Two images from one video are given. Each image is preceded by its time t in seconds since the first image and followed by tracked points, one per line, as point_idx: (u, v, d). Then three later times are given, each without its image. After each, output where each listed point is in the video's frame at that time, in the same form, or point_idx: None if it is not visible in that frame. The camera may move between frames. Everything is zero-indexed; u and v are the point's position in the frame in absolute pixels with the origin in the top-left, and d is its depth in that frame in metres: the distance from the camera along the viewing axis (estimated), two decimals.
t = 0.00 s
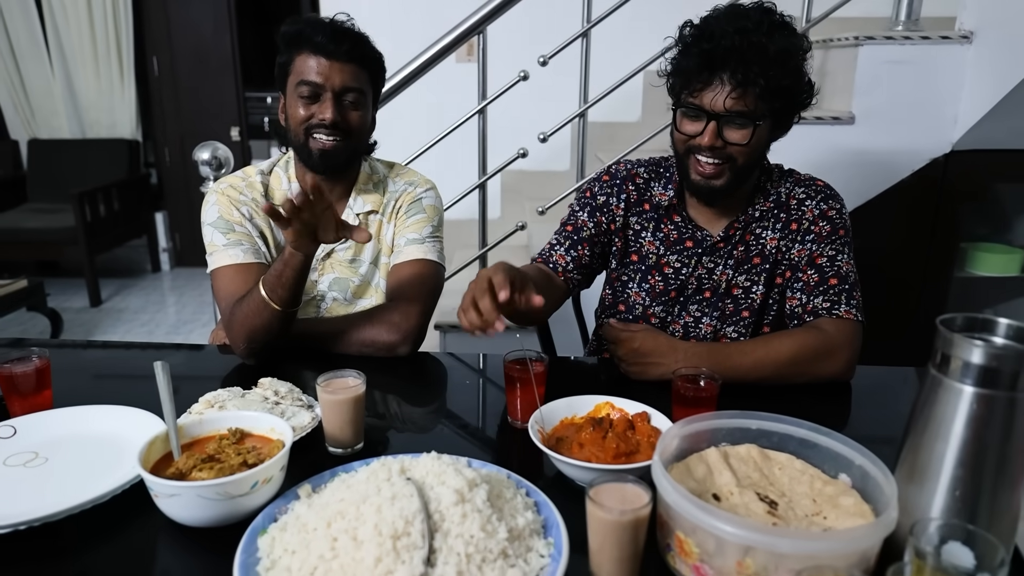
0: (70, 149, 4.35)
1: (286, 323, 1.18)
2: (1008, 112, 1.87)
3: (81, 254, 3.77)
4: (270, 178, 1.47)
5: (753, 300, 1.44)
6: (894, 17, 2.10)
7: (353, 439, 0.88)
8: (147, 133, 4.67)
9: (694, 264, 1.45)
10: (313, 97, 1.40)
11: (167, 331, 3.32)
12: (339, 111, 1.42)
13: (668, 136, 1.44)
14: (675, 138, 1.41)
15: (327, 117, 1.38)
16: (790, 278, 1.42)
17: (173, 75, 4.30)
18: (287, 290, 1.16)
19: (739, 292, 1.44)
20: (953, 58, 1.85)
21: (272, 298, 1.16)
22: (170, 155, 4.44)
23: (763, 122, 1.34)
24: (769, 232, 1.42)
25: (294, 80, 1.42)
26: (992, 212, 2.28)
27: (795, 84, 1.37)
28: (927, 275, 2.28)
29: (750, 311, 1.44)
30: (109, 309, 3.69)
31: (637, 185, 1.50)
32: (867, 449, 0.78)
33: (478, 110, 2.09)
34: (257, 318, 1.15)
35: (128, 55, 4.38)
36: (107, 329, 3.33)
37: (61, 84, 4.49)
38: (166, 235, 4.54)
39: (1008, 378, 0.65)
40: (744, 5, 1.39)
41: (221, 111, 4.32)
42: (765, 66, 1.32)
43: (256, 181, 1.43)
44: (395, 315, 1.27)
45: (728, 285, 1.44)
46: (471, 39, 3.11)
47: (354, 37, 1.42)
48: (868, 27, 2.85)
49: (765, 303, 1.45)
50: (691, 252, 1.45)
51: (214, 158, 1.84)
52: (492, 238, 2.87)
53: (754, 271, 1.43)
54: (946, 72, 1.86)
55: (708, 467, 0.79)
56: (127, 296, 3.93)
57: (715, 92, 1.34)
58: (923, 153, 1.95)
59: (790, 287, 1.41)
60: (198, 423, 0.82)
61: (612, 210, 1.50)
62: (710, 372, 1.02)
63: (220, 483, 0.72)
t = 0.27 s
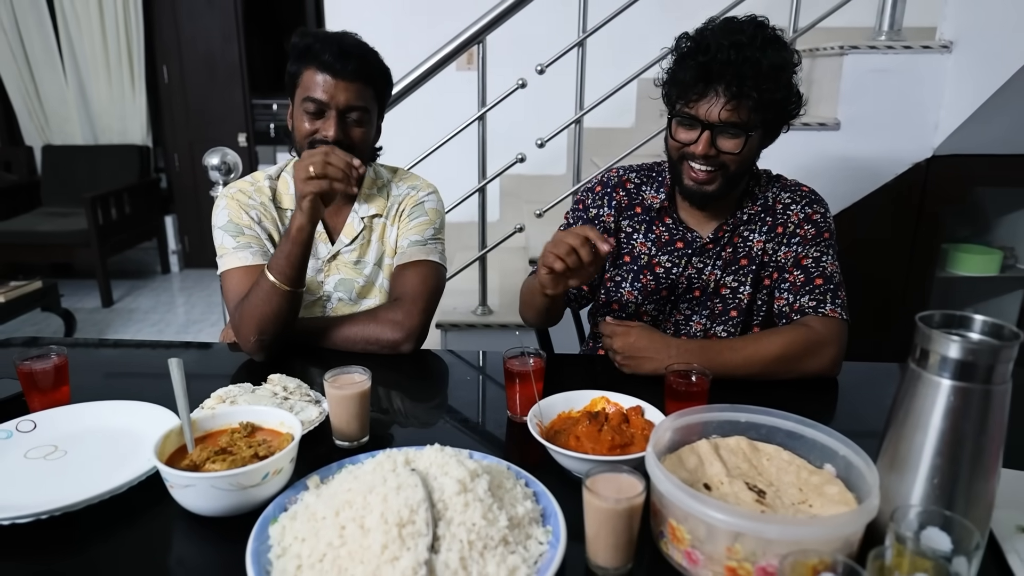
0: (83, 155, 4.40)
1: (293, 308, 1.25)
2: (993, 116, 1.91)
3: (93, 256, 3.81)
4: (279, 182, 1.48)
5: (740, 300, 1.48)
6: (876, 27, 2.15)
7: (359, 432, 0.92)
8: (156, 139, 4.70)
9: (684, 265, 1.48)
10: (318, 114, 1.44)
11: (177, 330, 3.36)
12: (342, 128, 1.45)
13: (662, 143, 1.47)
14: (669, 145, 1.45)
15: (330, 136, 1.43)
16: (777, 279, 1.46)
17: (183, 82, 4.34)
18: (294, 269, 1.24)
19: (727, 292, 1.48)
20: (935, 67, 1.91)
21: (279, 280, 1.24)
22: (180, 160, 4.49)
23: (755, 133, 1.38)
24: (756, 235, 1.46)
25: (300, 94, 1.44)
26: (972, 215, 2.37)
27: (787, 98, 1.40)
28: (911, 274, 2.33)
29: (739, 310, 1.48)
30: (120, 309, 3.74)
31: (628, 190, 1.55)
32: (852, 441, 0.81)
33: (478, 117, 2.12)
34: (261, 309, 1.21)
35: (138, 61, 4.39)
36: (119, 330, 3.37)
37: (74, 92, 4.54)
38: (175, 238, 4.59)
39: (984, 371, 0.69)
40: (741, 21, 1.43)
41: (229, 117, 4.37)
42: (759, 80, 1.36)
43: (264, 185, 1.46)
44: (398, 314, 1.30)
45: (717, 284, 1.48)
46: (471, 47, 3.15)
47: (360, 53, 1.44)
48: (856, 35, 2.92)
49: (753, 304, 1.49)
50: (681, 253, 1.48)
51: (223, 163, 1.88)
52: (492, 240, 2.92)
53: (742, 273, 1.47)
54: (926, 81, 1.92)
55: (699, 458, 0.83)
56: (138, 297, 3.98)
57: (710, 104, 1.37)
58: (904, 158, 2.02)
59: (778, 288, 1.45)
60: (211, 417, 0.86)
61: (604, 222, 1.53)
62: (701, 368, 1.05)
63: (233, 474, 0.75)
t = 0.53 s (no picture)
0: (102, 164, 4.48)
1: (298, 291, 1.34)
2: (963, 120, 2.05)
3: (110, 260, 3.88)
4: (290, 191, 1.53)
5: (721, 301, 1.54)
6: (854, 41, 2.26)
7: (366, 425, 0.98)
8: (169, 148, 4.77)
9: (666, 265, 1.56)
10: (326, 132, 1.45)
11: (190, 330, 3.42)
12: (348, 147, 1.47)
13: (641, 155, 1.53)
14: (647, 157, 1.50)
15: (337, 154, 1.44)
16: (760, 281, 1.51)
17: (195, 95, 4.42)
18: (293, 253, 1.35)
19: (708, 294, 1.54)
20: (909, 81, 2.08)
21: (282, 266, 1.34)
22: (191, 167, 4.58)
23: (726, 144, 1.44)
24: (733, 240, 1.52)
25: (309, 113, 1.46)
26: (941, 217, 2.55)
27: (755, 111, 1.46)
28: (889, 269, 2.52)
29: (720, 310, 1.55)
30: (137, 310, 3.83)
31: (611, 199, 1.62)
32: (832, 433, 0.90)
33: (477, 126, 2.17)
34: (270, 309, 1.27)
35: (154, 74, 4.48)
36: (136, 331, 3.44)
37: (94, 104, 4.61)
38: (188, 241, 4.70)
39: (955, 365, 0.73)
40: (710, 41, 1.49)
41: (239, 128, 4.46)
42: (728, 96, 1.41)
43: (274, 194, 1.50)
44: (402, 314, 1.35)
45: (698, 285, 1.54)
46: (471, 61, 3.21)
47: (371, 75, 1.46)
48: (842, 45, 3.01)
49: (733, 305, 1.55)
50: (662, 254, 1.55)
51: (234, 170, 1.92)
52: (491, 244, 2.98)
53: (721, 275, 1.54)
54: (901, 92, 2.09)
55: (689, 448, 0.92)
56: (152, 299, 4.07)
57: (684, 119, 1.43)
58: (883, 165, 2.18)
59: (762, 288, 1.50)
60: (226, 411, 0.91)
61: (590, 229, 1.62)
62: (691, 364, 1.14)
63: (248, 464, 0.79)
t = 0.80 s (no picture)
0: (104, 164, 4.49)
1: (300, 285, 1.35)
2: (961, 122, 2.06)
3: (111, 260, 3.88)
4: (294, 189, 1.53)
5: (707, 291, 1.60)
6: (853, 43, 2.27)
7: (370, 420, 0.99)
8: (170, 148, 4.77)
9: (650, 259, 1.61)
10: (327, 123, 1.46)
11: (190, 330, 3.43)
12: (349, 140, 1.47)
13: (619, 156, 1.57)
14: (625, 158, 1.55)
15: (338, 144, 1.45)
16: (756, 271, 1.58)
17: (196, 95, 4.42)
18: (295, 247, 1.36)
19: (693, 285, 1.60)
20: (907, 83, 2.10)
21: (285, 261, 1.35)
22: (192, 168, 4.58)
23: (699, 141, 1.48)
24: (716, 234, 1.59)
25: (312, 105, 1.48)
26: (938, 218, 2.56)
27: (723, 109, 1.50)
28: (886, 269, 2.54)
29: (705, 301, 1.60)
30: (137, 310, 3.83)
31: (594, 198, 1.67)
32: (832, 427, 0.92)
33: (478, 126, 2.17)
34: (271, 309, 1.27)
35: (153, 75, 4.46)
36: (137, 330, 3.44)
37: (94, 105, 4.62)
38: (188, 242, 4.69)
39: (956, 359, 0.74)
40: (676, 43, 1.52)
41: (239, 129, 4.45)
42: (697, 97, 1.45)
43: (277, 192, 1.51)
44: (405, 312, 1.36)
45: (683, 277, 1.60)
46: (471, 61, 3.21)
47: (373, 70, 1.48)
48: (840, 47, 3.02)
49: (719, 296, 1.62)
50: (645, 248, 1.61)
51: (237, 170, 1.93)
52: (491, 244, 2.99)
53: (705, 267, 1.60)
54: (898, 93, 2.11)
55: (692, 443, 0.93)
56: (153, 298, 4.07)
57: (656, 122, 1.47)
58: (878, 166, 2.21)
59: (760, 278, 1.57)
60: (231, 405, 0.92)
61: (575, 227, 1.66)
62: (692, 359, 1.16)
63: (255, 457, 0.80)
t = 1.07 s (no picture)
0: (101, 162, 4.47)
1: (302, 283, 1.34)
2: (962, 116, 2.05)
3: (108, 258, 3.86)
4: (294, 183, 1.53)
5: (702, 283, 1.62)
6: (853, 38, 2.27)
7: (373, 414, 0.99)
8: (167, 146, 4.75)
9: (644, 254, 1.62)
10: (325, 103, 1.49)
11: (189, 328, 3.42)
12: (346, 118, 1.49)
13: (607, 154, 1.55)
14: (614, 156, 1.53)
15: (335, 120, 1.46)
16: (758, 261, 1.60)
17: (193, 93, 4.40)
18: (297, 245, 1.35)
19: (688, 278, 1.63)
20: (907, 76, 2.10)
21: (288, 258, 1.34)
22: (189, 166, 4.56)
23: (688, 135, 1.48)
24: (709, 226, 1.61)
25: (310, 88, 1.50)
26: (938, 213, 2.55)
27: (710, 102, 1.50)
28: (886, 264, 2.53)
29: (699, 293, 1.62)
30: (135, 308, 3.81)
31: (587, 192, 1.64)
32: (838, 418, 0.92)
33: (478, 121, 2.17)
34: (271, 303, 1.27)
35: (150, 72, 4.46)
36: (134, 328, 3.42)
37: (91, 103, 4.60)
38: (185, 240, 4.67)
39: (963, 348, 0.74)
40: (657, 39, 1.52)
41: (237, 126, 4.44)
42: (685, 91, 1.44)
43: (277, 184, 1.50)
44: (407, 306, 1.36)
45: (677, 270, 1.62)
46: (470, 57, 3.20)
47: (367, 52, 1.50)
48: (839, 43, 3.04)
49: (713, 288, 1.64)
50: (638, 244, 1.62)
51: (236, 165, 1.92)
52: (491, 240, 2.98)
53: (699, 259, 1.62)
54: (898, 86, 2.11)
55: (697, 435, 0.93)
56: (151, 296, 4.06)
57: (646, 118, 1.46)
58: (879, 160, 2.22)
59: (763, 267, 1.59)
60: (234, 400, 0.91)
61: (572, 219, 1.63)
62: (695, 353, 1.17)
63: (259, 450, 0.79)
